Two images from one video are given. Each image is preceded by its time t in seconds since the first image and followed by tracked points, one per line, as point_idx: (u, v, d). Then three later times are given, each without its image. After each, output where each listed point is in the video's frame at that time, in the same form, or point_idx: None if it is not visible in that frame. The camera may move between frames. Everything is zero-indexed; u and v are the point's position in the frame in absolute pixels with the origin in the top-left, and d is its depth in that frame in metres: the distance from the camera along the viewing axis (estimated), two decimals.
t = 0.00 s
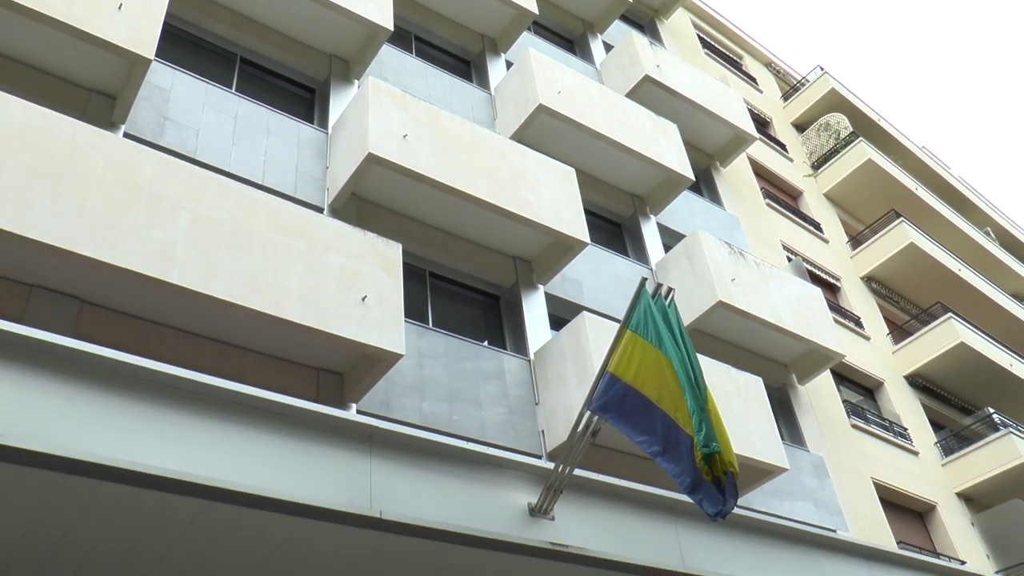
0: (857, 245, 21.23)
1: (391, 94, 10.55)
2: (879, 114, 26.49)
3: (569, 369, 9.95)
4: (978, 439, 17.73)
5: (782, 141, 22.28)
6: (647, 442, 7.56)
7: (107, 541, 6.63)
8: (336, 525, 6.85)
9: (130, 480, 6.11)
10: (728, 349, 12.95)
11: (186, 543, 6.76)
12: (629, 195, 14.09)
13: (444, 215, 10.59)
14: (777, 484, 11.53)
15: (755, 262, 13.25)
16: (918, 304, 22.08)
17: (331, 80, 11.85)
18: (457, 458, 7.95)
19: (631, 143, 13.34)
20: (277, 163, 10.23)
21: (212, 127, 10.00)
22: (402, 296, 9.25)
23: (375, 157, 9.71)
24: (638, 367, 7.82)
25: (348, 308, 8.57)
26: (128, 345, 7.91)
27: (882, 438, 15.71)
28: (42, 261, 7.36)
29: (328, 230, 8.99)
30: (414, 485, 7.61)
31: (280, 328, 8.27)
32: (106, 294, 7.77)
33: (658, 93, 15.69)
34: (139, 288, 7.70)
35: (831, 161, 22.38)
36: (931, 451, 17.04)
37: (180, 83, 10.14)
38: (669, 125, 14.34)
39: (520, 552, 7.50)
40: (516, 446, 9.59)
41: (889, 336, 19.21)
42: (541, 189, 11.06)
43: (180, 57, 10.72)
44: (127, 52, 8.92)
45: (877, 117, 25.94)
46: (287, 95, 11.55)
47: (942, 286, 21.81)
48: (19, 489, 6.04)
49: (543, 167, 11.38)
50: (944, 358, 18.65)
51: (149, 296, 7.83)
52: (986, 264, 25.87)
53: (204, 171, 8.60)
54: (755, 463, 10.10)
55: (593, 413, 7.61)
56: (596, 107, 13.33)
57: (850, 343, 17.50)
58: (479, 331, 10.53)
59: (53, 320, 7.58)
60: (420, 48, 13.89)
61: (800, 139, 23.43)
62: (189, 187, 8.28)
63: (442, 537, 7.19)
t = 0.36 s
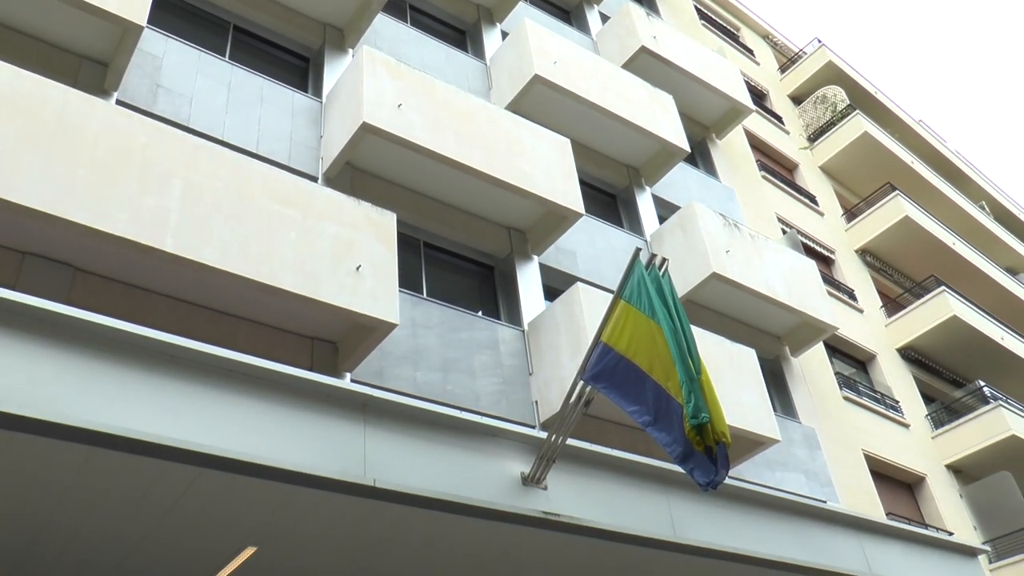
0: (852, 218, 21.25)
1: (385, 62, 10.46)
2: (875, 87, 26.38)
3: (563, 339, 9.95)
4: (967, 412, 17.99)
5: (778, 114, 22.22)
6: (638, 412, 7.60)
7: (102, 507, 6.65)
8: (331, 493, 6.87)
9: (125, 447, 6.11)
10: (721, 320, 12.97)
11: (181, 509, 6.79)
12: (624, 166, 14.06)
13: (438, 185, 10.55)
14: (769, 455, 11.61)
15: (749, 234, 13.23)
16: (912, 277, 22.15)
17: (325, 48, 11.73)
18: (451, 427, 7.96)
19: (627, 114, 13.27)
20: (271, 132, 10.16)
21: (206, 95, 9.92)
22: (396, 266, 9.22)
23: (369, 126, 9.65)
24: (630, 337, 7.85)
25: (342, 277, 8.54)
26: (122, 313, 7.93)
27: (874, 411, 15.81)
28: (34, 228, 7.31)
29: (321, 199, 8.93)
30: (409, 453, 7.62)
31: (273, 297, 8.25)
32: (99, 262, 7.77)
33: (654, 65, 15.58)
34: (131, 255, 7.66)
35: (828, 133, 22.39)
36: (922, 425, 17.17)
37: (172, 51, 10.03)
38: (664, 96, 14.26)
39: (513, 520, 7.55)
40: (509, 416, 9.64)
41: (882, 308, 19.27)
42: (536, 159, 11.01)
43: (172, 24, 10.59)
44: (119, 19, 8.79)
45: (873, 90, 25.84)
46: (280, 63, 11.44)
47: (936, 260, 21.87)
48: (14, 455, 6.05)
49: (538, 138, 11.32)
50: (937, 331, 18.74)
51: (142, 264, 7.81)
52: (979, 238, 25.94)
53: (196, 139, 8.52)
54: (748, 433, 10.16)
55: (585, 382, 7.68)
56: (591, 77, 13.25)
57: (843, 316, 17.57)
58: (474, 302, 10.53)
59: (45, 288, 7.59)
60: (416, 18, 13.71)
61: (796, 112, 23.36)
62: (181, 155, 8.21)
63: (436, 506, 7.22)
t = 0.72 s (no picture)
0: (850, 194, 21.28)
1: (384, 34, 10.37)
2: (876, 62, 26.25)
3: (560, 312, 9.96)
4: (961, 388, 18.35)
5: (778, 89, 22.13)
6: (634, 384, 7.58)
7: (100, 476, 6.69)
8: (329, 464, 6.89)
9: (123, 418, 6.11)
10: (718, 295, 13.00)
11: (180, 479, 6.82)
12: (623, 140, 14.04)
13: (436, 157, 10.53)
14: (764, 430, 11.67)
15: (747, 209, 13.21)
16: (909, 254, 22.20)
17: (322, 19, 11.63)
18: (449, 400, 7.97)
19: (626, 87, 13.21)
20: (268, 104, 10.11)
21: (202, 66, 9.85)
22: (394, 238, 9.20)
23: (367, 98, 9.60)
24: (626, 309, 7.83)
25: (340, 249, 8.52)
26: (119, 284, 7.97)
27: (870, 386, 15.87)
28: (30, 198, 7.27)
29: (319, 171, 8.89)
30: (406, 424, 7.64)
31: (270, 268, 8.24)
32: (96, 233, 7.78)
33: (654, 39, 15.48)
34: (129, 225, 7.64)
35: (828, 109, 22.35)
36: (916, 402, 17.27)
37: (169, 21, 9.93)
38: (664, 70, 14.19)
39: (510, 492, 7.59)
40: (506, 389, 9.67)
41: (880, 285, 19.33)
42: (534, 132, 10.97)
43: None
44: None
45: (874, 65, 25.72)
46: (277, 35, 11.34)
47: (933, 236, 21.91)
48: (12, 425, 6.06)
49: (536, 111, 11.26)
50: (933, 308, 18.83)
51: (139, 235, 7.82)
52: (977, 215, 25.95)
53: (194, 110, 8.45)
54: (743, 407, 10.20)
55: (582, 354, 7.66)
56: (591, 50, 13.16)
57: (841, 291, 17.60)
58: (471, 275, 10.56)
59: (42, 258, 7.61)
60: None
61: (796, 87, 23.27)
62: (178, 126, 8.14)
63: (433, 477, 7.25)
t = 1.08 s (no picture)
0: (850, 171, 21.32)
1: (383, 7, 10.25)
2: (878, 39, 26.10)
3: (559, 287, 9.96)
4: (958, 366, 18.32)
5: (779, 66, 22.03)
6: (631, 359, 7.62)
7: (101, 448, 6.71)
8: (329, 437, 6.90)
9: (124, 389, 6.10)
10: (717, 271, 13.04)
11: (181, 450, 6.85)
12: (623, 116, 14.02)
13: (435, 132, 10.51)
14: (761, 406, 11.72)
15: (747, 185, 13.18)
16: (908, 232, 22.24)
17: None
18: (449, 374, 7.96)
19: (627, 63, 13.14)
20: (267, 77, 10.06)
21: (200, 39, 9.77)
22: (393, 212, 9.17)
23: (366, 72, 9.52)
24: (625, 284, 7.85)
25: (339, 223, 8.50)
26: (117, 256, 8.00)
27: (867, 363, 15.92)
28: (29, 169, 7.21)
29: (318, 144, 8.84)
30: (406, 398, 7.63)
31: (269, 241, 8.23)
32: (94, 205, 7.80)
33: (656, 14, 15.38)
34: (128, 197, 7.60)
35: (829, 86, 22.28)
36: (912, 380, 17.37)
37: None
38: (665, 46, 14.11)
39: (509, 465, 7.61)
40: (504, 364, 9.71)
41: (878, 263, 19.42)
42: (534, 107, 10.92)
43: None
44: None
45: (875, 42, 25.58)
46: (276, 7, 11.23)
47: (932, 214, 21.95)
48: (13, 396, 6.05)
49: (536, 85, 11.21)
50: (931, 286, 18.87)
51: (137, 207, 7.84)
52: (977, 193, 25.93)
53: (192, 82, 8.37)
54: (741, 384, 10.23)
55: (579, 329, 7.66)
56: (591, 24, 13.07)
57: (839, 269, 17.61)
58: (469, 249, 10.62)
59: (40, 229, 7.62)
60: None
61: (798, 64, 23.19)
62: (177, 98, 8.06)
63: (433, 451, 7.27)
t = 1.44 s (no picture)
0: (851, 146, 21.36)
1: None
2: (880, 14, 25.93)
3: (558, 262, 9.95)
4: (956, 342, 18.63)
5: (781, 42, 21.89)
6: (629, 333, 7.66)
7: (100, 421, 6.73)
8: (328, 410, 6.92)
9: (124, 362, 6.09)
10: (716, 247, 13.05)
11: (181, 422, 6.87)
12: (623, 91, 13.97)
13: (434, 106, 10.48)
14: (759, 381, 11.76)
15: (748, 161, 13.14)
16: (908, 209, 22.35)
17: None
18: (448, 349, 7.96)
19: (628, 38, 13.04)
20: (265, 51, 10.00)
21: (198, 11, 9.67)
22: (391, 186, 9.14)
23: (365, 46, 9.43)
24: (624, 259, 7.88)
25: (337, 196, 8.48)
26: (116, 228, 8.03)
27: (864, 339, 15.96)
28: (26, 141, 7.17)
29: (317, 118, 8.78)
30: (405, 372, 7.63)
31: (268, 214, 8.22)
32: (93, 178, 7.80)
33: None
34: (126, 170, 7.57)
35: (831, 62, 22.21)
36: (909, 357, 17.57)
37: None
38: (666, 20, 14.01)
39: (507, 439, 7.64)
40: (503, 338, 9.74)
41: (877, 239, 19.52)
42: (534, 81, 10.87)
43: None
44: None
45: (878, 17, 25.41)
46: None
47: (932, 190, 22.03)
48: (12, 369, 6.05)
49: (536, 60, 11.13)
50: (930, 263, 19.01)
51: (136, 180, 7.84)
52: (978, 169, 25.87)
53: (190, 54, 8.30)
54: (738, 359, 10.25)
55: (579, 303, 7.70)
56: None
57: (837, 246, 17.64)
58: (469, 224, 10.65)
59: (39, 202, 7.62)
60: None
61: (800, 39, 23.07)
62: (174, 70, 7.99)
63: (431, 424, 7.29)
